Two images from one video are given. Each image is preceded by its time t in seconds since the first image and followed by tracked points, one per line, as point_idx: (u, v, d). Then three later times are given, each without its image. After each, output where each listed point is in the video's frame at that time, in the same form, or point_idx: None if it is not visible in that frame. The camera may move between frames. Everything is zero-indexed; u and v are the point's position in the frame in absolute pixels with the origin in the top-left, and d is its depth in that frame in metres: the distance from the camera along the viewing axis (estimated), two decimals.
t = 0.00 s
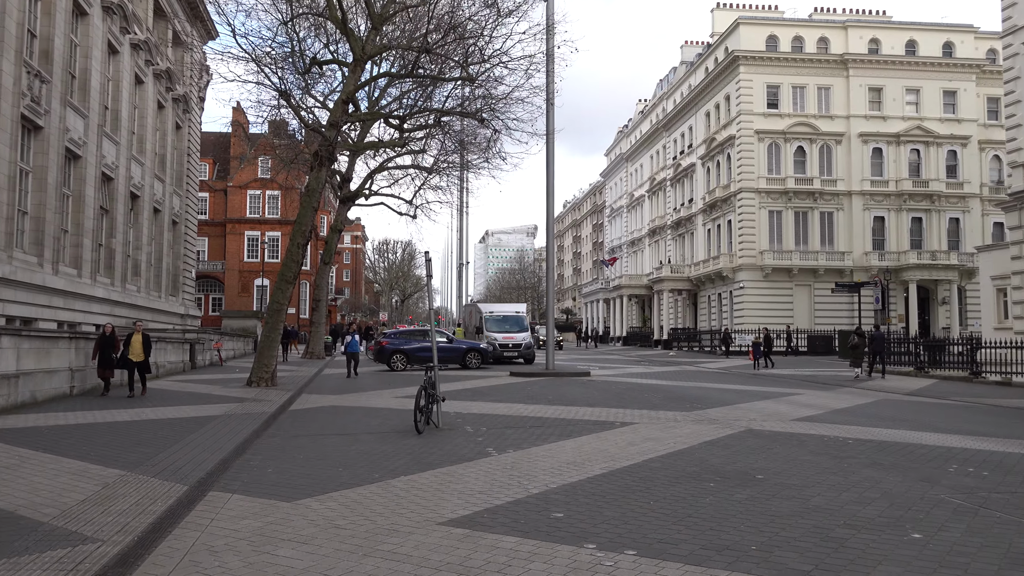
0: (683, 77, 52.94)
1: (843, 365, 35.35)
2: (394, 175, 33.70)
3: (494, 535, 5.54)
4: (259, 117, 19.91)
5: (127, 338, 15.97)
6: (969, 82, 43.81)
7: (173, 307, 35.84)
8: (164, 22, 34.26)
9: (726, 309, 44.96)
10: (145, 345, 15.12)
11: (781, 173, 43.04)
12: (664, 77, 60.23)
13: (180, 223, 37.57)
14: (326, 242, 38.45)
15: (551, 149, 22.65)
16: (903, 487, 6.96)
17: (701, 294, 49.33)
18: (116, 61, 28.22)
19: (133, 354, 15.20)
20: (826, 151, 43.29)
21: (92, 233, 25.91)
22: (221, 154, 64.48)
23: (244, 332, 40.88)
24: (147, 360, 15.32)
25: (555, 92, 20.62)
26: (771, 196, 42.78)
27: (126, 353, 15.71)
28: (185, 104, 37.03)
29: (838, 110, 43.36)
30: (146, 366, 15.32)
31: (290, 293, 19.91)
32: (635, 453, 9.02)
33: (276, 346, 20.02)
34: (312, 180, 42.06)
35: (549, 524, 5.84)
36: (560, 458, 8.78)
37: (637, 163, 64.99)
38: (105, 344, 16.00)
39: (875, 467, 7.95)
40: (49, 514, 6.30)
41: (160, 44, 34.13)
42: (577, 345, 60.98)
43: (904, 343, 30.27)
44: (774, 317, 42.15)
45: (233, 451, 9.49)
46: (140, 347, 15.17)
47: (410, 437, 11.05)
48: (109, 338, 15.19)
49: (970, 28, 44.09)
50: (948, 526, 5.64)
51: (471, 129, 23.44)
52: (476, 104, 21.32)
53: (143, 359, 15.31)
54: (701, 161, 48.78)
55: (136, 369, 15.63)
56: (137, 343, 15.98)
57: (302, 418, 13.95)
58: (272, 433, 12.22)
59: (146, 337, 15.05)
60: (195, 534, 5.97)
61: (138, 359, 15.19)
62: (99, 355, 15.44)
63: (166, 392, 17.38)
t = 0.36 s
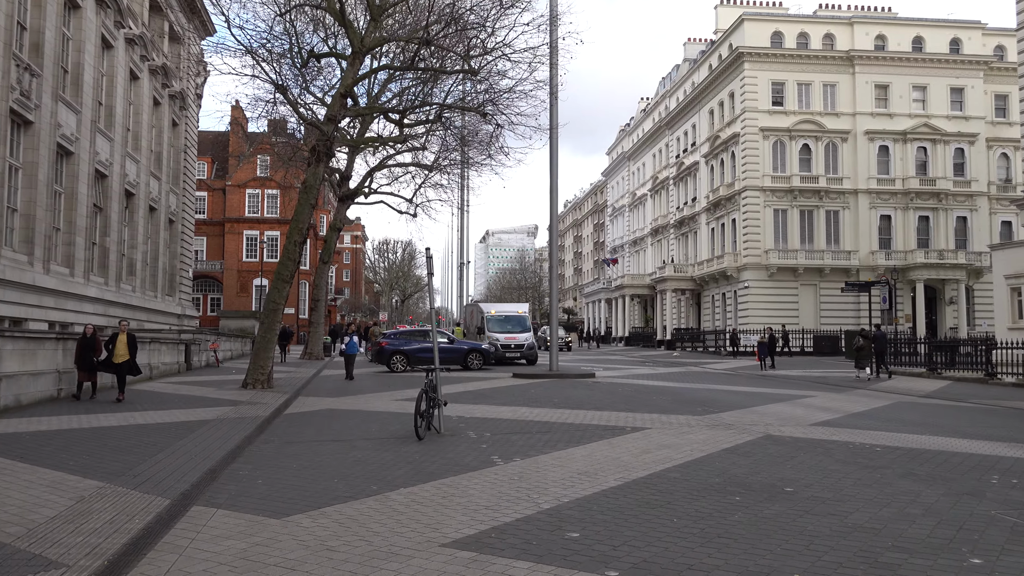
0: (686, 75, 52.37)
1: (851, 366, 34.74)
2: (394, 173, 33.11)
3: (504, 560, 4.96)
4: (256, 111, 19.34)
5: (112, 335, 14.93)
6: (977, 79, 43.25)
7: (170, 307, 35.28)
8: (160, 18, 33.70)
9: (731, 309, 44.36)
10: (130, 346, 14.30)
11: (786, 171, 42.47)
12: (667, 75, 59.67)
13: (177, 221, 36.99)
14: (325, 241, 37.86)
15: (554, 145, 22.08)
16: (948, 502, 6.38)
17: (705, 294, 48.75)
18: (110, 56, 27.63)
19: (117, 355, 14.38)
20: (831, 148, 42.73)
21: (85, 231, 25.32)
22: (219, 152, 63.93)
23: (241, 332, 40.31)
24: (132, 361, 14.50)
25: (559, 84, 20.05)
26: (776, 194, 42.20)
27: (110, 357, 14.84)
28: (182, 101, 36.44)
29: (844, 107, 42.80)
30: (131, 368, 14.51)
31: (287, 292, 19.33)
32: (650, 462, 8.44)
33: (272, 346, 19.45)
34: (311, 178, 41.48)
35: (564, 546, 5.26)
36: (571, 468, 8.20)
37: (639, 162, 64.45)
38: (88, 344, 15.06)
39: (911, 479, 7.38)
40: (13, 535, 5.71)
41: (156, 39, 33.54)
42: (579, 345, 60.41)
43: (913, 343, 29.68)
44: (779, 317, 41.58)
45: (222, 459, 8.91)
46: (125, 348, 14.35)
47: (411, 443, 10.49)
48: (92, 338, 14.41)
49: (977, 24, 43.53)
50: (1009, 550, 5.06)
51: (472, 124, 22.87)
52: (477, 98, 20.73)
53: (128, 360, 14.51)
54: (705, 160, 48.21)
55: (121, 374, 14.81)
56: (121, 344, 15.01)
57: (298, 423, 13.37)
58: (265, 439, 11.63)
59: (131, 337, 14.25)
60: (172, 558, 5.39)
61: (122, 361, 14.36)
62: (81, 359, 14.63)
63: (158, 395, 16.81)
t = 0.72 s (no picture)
0: (691, 72, 51.82)
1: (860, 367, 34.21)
2: (395, 169, 32.59)
3: None
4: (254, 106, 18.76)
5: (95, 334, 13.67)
6: (986, 75, 42.63)
7: (167, 306, 34.73)
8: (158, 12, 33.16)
9: (736, 309, 43.78)
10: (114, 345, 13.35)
11: (792, 169, 41.90)
12: (671, 72, 59.08)
13: (175, 219, 36.44)
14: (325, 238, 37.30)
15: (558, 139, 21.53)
16: (1006, 518, 5.80)
17: (709, 293, 48.17)
18: (106, 49, 27.09)
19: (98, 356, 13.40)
20: (838, 146, 42.14)
21: (80, 228, 24.80)
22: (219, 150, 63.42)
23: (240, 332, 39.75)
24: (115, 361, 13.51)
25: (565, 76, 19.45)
26: (783, 192, 41.62)
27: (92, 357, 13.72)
28: (180, 96, 35.89)
29: (851, 104, 42.19)
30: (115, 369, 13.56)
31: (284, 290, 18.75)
32: (671, 471, 7.86)
33: (269, 346, 18.86)
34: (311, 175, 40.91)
35: (589, 569, 4.68)
36: (586, 477, 7.61)
37: (643, 160, 63.92)
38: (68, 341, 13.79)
39: (959, 490, 6.79)
40: None
41: (153, 33, 32.99)
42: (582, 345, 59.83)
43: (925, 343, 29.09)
44: (785, 317, 41.02)
45: (213, 466, 8.33)
46: (108, 348, 13.37)
47: (414, 449, 9.92)
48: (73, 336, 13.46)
49: (987, 20, 42.94)
50: None
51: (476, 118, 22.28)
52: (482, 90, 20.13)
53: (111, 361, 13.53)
54: (710, 158, 47.66)
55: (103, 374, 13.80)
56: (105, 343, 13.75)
57: (296, 425, 12.80)
58: (260, 442, 11.05)
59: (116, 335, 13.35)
60: None
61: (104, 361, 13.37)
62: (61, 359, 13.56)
63: (152, 395, 16.24)
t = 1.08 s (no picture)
0: (694, 69, 51.26)
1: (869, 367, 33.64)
2: (396, 166, 32.01)
3: None
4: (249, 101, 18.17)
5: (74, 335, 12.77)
6: (994, 71, 42.05)
7: (163, 306, 34.17)
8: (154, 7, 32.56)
9: (741, 309, 43.20)
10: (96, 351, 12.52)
11: (798, 166, 41.31)
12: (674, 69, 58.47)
13: (172, 218, 35.87)
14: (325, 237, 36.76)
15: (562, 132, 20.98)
16: None
17: (713, 293, 47.57)
18: (99, 43, 26.51)
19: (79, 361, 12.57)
20: (845, 143, 41.54)
21: (73, 226, 24.25)
22: (218, 149, 62.87)
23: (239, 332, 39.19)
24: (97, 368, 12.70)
25: (570, 68, 18.85)
26: (789, 190, 41.03)
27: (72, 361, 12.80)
28: (177, 93, 35.30)
29: (858, 101, 41.61)
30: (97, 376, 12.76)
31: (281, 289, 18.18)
32: (691, 480, 7.28)
33: (265, 347, 18.29)
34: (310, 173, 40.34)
35: None
36: (601, 487, 7.05)
37: (645, 159, 63.35)
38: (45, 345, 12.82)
39: (1009, 502, 6.24)
40: None
41: (149, 28, 32.40)
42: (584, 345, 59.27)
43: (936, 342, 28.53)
44: (790, 317, 40.44)
45: (200, 476, 7.76)
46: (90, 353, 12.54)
47: (415, 455, 9.37)
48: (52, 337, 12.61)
49: (995, 16, 42.36)
50: None
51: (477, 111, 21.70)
52: (485, 83, 19.54)
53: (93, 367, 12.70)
54: (713, 155, 47.11)
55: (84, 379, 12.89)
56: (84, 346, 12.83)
57: (291, 429, 12.22)
58: (252, 447, 10.48)
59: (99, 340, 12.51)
60: None
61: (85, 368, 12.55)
62: (40, 363, 12.65)
63: (143, 399, 15.67)
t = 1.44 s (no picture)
0: (698, 67, 50.70)
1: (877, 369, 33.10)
2: (396, 163, 31.44)
3: None
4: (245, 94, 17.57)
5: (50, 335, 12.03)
6: (1003, 69, 41.51)
7: (159, 306, 33.61)
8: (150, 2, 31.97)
9: (746, 309, 42.63)
10: (71, 349, 11.94)
11: (804, 165, 40.74)
12: (676, 67, 57.90)
13: (168, 216, 35.31)
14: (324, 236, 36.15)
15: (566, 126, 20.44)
16: None
17: (717, 293, 47.00)
18: (94, 37, 25.94)
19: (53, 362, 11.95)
20: (851, 141, 40.97)
21: (65, 223, 23.69)
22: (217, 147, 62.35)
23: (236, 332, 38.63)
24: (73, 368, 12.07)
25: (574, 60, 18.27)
26: (794, 189, 40.49)
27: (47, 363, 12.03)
28: (174, 90, 34.72)
29: (864, 99, 41.04)
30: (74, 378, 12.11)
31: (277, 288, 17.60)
32: (714, 495, 6.73)
33: (261, 348, 17.75)
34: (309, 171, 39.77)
35: None
36: (618, 502, 6.49)
37: (647, 158, 62.80)
38: (20, 347, 12.09)
39: None
40: None
41: (145, 23, 31.79)
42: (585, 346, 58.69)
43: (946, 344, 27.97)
44: (796, 318, 39.87)
45: (184, 488, 7.21)
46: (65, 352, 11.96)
47: (415, 464, 8.82)
48: (25, 337, 11.94)
49: (1004, 12, 41.81)
50: None
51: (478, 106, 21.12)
52: (488, 75, 18.96)
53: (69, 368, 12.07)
54: (717, 154, 46.57)
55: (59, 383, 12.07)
56: (60, 349, 12.06)
57: (286, 434, 11.66)
58: (244, 452, 9.93)
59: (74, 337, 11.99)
60: None
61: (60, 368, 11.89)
62: (12, 365, 11.90)
63: (133, 402, 15.11)
